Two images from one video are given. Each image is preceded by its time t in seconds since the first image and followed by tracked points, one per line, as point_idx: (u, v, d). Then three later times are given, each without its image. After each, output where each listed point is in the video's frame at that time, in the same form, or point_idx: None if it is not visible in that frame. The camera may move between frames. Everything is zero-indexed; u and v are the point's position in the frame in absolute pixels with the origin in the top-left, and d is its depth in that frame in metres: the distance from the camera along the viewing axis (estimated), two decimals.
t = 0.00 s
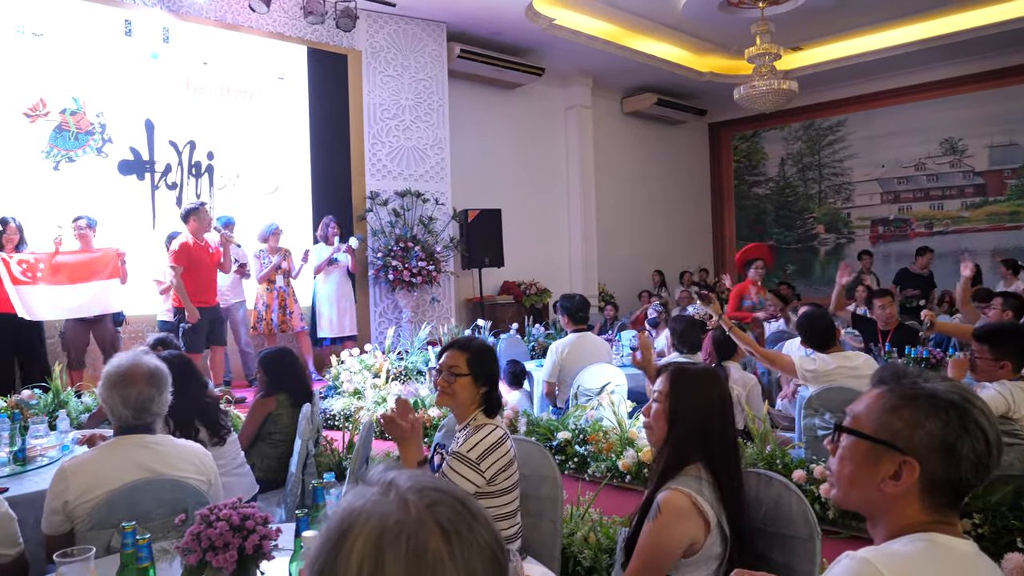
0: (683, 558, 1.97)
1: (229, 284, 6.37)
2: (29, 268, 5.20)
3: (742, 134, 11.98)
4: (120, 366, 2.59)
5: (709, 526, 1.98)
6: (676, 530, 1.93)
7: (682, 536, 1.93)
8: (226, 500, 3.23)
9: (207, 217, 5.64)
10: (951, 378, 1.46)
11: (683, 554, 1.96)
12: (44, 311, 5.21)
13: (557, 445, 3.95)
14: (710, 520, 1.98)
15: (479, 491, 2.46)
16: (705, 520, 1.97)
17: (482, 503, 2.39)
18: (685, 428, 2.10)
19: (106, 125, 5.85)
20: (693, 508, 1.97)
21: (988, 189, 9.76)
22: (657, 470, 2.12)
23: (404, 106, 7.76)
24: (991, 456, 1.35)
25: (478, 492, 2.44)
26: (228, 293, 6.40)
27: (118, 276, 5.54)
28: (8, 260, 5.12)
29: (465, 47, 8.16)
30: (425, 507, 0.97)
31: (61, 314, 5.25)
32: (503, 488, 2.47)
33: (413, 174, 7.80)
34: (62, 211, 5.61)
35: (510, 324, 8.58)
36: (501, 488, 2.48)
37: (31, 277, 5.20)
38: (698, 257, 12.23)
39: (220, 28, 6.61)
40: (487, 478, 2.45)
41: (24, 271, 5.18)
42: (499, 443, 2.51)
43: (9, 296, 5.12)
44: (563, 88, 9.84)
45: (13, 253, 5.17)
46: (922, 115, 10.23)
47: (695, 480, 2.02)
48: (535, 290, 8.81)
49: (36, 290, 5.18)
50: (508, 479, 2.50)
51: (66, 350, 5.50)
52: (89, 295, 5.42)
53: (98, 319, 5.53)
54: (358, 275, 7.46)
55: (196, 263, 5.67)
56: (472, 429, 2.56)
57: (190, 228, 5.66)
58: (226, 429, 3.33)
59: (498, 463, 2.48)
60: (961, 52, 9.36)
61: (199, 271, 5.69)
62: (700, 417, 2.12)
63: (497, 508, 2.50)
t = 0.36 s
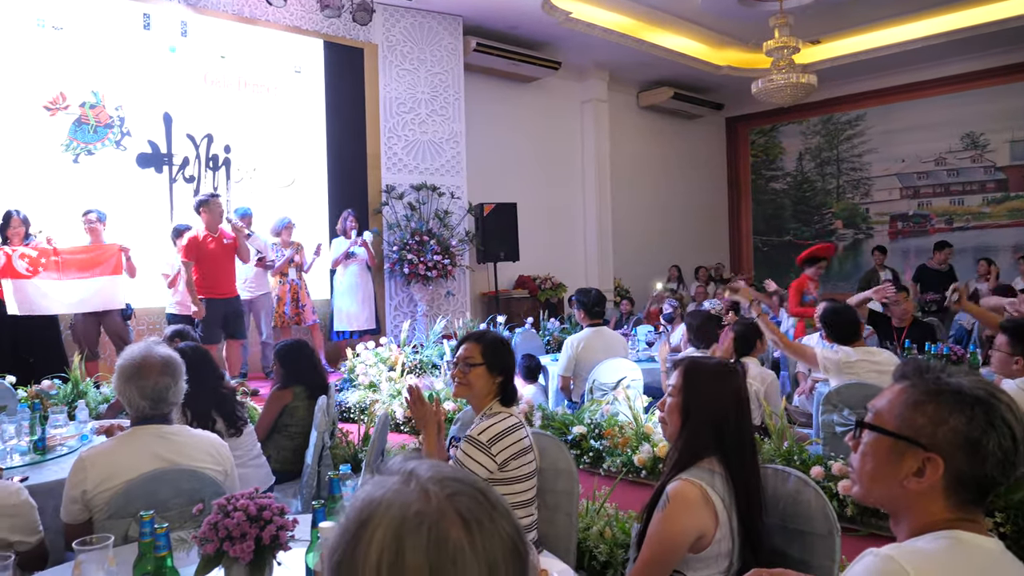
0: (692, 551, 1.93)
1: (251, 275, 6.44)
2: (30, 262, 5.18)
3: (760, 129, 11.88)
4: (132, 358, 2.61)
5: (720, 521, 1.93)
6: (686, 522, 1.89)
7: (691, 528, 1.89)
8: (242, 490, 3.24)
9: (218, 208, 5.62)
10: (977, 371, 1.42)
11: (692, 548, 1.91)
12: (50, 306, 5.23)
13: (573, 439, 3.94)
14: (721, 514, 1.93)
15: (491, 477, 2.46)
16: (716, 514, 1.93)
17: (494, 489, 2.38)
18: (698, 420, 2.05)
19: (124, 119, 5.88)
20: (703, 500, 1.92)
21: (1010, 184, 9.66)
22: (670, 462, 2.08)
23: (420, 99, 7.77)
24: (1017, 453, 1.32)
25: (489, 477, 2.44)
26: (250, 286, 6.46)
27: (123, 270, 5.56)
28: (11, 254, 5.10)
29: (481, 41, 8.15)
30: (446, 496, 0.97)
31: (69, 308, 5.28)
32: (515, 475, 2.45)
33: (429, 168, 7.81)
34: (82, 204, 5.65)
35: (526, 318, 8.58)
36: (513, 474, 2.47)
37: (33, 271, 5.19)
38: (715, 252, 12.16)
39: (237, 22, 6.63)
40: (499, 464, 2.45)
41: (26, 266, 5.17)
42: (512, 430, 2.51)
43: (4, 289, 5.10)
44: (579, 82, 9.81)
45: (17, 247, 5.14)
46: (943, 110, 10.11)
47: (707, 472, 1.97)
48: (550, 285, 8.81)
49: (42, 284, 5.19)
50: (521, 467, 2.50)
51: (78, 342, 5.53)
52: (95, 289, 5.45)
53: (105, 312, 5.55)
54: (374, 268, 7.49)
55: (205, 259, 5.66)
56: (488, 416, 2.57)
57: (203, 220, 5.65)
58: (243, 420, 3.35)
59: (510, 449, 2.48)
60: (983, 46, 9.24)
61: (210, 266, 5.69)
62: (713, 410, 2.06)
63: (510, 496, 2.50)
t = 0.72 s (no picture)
0: (722, 546, 1.91)
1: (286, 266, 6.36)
2: (59, 250, 5.23)
3: (785, 124, 11.74)
4: (159, 344, 2.62)
5: (751, 518, 1.91)
6: (718, 518, 1.87)
7: (722, 525, 1.86)
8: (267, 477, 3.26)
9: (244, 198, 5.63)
10: (1013, 374, 1.36)
11: (722, 544, 1.90)
12: (81, 295, 5.27)
13: (595, 433, 3.93)
14: (752, 511, 1.91)
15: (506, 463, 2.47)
16: (747, 512, 1.90)
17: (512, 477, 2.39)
18: (731, 416, 2.01)
19: (151, 108, 5.93)
20: (735, 497, 1.89)
21: None
22: (699, 456, 2.06)
23: (444, 91, 7.78)
24: None
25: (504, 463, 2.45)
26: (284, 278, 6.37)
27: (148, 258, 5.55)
28: (40, 242, 5.16)
29: (506, 33, 8.14)
30: (485, 486, 0.95)
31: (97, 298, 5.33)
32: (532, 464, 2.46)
33: (452, 160, 7.83)
34: (110, 192, 5.71)
35: (547, 311, 8.57)
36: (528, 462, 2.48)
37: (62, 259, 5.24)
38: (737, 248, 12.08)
39: (264, 13, 6.65)
40: (514, 451, 2.46)
41: (54, 253, 5.21)
42: (530, 419, 2.51)
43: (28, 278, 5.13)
44: (603, 75, 9.76)
45: (45, 234, 5.19)
46: (973, 106, 9.97)
47: (740, 468, 1.94)
48: (572, 278, 8.80)
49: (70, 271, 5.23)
50: (540, 456, 2.49)
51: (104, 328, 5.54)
52: (119, 278, 5.45)
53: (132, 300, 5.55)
54: (397, 260, 7.52)
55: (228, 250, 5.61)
56: (508, 405, 2.57)
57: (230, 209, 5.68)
58: (267, 409, 3.37)
59: (527, 438, 2.48)
60: (1017, 40, 9.09)
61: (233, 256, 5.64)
62: (745, 406, 2.03)
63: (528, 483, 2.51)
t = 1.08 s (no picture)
0: (762, 549, 1.89)
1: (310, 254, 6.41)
2: (96, 236, 5.29)
3: (809, 117, 11.62)
4: (184, 332, 2.63)
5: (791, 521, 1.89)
6: (760, 524, 1.84)
7: (764, 530, 1.84)
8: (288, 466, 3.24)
9: (275, 189, 5.77)
10: None
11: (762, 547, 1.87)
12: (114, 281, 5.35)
13: (615, 427, 3.92)
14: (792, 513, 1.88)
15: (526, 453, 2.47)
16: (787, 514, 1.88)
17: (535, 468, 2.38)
18: (765, 416, 1.98)
19: (175, 97, 5.97)
20: (775, 501, 1.87)
21: None
22: (731, 456, 2.04)
23: (466, 82, 7.78)
24: None
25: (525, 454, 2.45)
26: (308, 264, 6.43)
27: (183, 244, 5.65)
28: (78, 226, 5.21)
29: (528, 23, 8.12)
30: (531, 481, 0.95)
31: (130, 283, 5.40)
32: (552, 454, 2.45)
33: (473, 151, 7.84)
34: (136, 180, 5.76)
35: (566, 304, 8.56)
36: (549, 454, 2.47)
37: (98, 245, 5.30)
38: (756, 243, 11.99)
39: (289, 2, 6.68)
40: (535, 442, 2.46)
41: (91, 239, 5.27)
42: (552, 410, 2.50)
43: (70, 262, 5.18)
44: (625, 67, 9.71)
45: (81, 220, 5.24)
46: (1001, 100, 9.83)
47: (777, 471, 1.92)
48: (591, 271, 8.76)
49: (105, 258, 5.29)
50: (561, 448, 2.48)
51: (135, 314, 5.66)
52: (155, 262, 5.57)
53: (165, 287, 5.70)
54: (416, 250, 7.53)
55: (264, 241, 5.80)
56: (530, 395, 2.56)
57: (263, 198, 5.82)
58: (288, 397, 3.35)
59: (548, 429, 2.48)
60: None
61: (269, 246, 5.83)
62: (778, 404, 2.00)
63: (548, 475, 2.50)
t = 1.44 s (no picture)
0: (784, 546, 1.84)
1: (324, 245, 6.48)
2: (139, 225, 5.41)
3: (834, 110, 11.48)
4: (213, 320, 2.65)
5: (814, 518, 1.83)
6: (780, 520, 1.79)
7: (786, 525, 1.79)
8: (311, 454, 3.26)
9: (312, 179, 6.03)
10: None
11: (784, 543, 1.82)
12: (154, 267, 5.50)
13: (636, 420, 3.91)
14: (816, 510, 1.83)
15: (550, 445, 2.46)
16: (811, 510, 1.83)
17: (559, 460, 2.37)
18: (791, 410, 1.92)
19: (198, 88, 6.00)
20: (799, 496, 1.82)
21: None
22: (755, 450, 1.99)
23: (487, 73, 7.77)
24: None
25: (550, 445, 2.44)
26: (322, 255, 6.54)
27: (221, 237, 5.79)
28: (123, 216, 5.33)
29: (550, 14, 8.10)
30: (575, 476, 0.94)
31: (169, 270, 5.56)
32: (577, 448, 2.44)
33: (493, 143, 7.83)
34: (161, 169, 5.81)
35: (586, 297, 8.54)
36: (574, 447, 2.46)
37: (141, 234, 5.42)
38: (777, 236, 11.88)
39: None
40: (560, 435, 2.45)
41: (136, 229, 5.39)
42: (576, 402, 2.49)
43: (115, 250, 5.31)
44: (648, 58, 9.64)
45: (127, 209, 5.35)
46: None
47: (801, 465, 1.86)
48: (612, 263, 8.71)
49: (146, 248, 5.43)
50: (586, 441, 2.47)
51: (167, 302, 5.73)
52: (192, 251, 5.68)
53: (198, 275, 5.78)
54: (437, 242, 7.53)
55: (300, 227, 6.01)
56: (554, 388, 2.56)
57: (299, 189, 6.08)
58: (311, 386, 3.38)
59: (573, 421, 2.46)
60: None
61: (303, 233, 6.02)
62: (803, 398, 1.94)
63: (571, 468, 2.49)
